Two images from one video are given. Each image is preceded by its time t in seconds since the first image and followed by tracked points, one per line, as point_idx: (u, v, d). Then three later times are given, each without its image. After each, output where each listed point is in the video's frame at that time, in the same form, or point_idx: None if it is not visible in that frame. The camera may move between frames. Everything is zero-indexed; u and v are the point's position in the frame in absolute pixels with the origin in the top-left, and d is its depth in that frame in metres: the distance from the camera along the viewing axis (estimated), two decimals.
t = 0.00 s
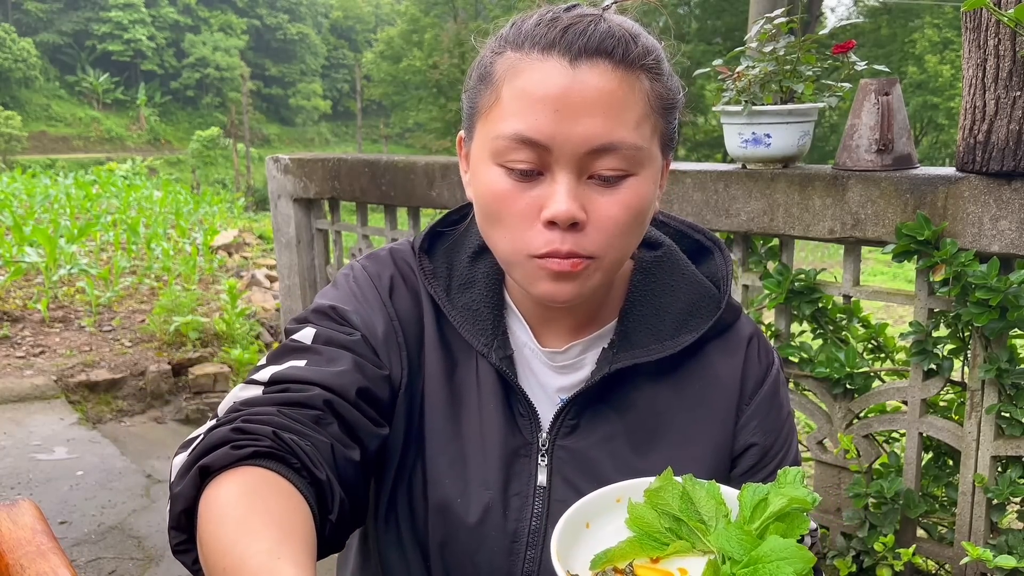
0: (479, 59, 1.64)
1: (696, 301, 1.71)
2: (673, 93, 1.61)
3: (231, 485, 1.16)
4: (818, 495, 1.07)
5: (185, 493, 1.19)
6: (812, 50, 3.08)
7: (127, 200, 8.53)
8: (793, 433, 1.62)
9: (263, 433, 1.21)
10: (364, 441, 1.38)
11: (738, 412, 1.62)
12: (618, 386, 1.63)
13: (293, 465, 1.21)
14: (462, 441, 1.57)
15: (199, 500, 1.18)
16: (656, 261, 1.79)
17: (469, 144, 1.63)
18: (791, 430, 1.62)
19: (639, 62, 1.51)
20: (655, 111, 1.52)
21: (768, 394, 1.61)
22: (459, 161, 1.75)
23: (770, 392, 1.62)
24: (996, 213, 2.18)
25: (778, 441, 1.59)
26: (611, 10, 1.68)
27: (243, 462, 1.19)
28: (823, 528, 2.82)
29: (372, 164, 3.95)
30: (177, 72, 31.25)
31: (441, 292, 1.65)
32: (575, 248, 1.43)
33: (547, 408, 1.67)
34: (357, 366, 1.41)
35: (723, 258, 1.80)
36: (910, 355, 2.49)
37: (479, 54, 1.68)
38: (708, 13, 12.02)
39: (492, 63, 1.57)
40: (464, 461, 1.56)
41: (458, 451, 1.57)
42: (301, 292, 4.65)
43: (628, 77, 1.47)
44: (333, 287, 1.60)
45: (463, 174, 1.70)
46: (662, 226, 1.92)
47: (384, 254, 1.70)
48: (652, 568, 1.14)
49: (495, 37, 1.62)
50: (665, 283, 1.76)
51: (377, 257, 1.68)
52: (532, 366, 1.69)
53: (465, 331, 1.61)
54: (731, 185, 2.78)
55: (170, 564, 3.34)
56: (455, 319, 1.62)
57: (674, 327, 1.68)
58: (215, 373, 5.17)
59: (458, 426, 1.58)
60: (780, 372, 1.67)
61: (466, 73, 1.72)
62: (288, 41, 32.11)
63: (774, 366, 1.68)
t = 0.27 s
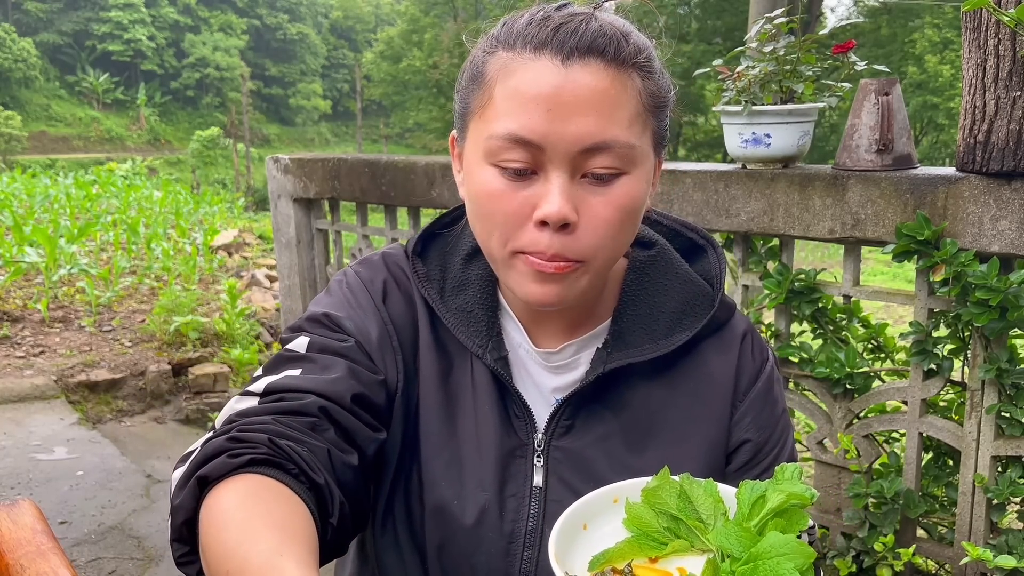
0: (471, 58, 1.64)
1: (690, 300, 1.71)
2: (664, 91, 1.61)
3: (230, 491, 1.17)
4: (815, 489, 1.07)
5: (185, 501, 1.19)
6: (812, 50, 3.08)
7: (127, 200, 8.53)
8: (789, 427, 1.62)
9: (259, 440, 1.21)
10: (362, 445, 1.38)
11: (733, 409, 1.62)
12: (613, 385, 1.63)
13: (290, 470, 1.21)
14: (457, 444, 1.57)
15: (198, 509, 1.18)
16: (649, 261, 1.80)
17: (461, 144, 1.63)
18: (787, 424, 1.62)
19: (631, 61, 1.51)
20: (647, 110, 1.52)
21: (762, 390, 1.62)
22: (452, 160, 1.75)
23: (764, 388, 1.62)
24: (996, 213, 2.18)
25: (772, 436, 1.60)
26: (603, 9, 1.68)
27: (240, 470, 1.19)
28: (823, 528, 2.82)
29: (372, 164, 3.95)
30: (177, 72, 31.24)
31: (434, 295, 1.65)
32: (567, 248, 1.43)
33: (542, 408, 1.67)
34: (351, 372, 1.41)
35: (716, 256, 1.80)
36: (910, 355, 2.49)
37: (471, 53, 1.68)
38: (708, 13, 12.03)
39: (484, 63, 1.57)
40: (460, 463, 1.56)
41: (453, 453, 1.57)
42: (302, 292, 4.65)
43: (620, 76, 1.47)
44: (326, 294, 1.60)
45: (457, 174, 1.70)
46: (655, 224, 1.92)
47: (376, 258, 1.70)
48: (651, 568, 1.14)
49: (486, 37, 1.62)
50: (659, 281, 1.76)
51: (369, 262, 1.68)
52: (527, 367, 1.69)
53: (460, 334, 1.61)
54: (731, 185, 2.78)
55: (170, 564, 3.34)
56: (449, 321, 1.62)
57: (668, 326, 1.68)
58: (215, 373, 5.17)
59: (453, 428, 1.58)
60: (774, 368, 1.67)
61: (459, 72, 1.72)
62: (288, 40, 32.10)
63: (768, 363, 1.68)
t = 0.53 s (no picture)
0: (466, 57, 1.64)
1: (684, 297, 1.72)
2: (659, 91, 1.61)
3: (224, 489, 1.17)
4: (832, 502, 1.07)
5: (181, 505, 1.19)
6: (812, 50, 3.08)
7: (127, 200, 8.53)
8: (783, 420, 1.63)
9: (253, 441, 1.21)
10: (358, 447, 1.38)
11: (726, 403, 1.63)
12: (608, 382, 1.63)
13: (285, 471, 1.21)
14: (453, 443, 1.57)
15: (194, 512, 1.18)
16: (643, 258, 1.79)
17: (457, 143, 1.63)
18: (780, 417, 1.62)
19: (626, 61, 1.51)
20: (641, 109, 1.52)
21: (755, 384, 1.63)
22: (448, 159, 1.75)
23: (757, 382, 1.63)
24: (996, 213, 2.18)
25: (766, 429, 1.60)
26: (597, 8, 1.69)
27: (235, 470, 1.19)
28: (823, 528, 2.82)
29: (372, 164, 3.95)
30: (177, 72, 31.24)
31: (430, 295, 1.65)
32: (562, 247, 1.43)
33: (538, 407, 1.67)
34: (346, 374, 1.42)
35: (709, 254, 1.81)
36: (910, 355, 2.49)
37: (467, 52, 1.68)
38: (708, 13, 12.03)
39: (480, 62, 1.57)
40: (456, 463, 1.56)
41: (449, 453, 1.57)
42: (302, 292, 4.65)
43: (615, 77, 1.47)
44: (321, 296, 1.61)
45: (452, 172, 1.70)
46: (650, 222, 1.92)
47: (371, 261, 1.70)
48: (655, 561, 1.15)
49: (482, 36, 1.62)
50: (652, 279, 1.76)
51: (364, 265, 1.68)
52: (523, 367, 1.69)
53: (455, 334, 1.61)
54: (731, 185, 2.78)
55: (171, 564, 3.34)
56: (444, 322, 1.62)
57: (662, 324, 1.68)
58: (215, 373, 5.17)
59: (449, 428, 1.58)
60: (767, 363, 1.68)
61: (454, 72, 1.72)
62: (288, 40, 32.09)
63: (762, 357, 1.69)
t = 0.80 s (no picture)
0: (467, 54, 1.64)
1: (679, 293, 1.72)
2: (658, 89, 1.60)
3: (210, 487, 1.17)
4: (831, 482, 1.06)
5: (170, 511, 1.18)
6: (812, 51, 3.08)
7: (127, 200, 8.53)
8: (780, 411, 1.62)
9: (244, 439, 1.22)
10: (351, 444, 1.38)
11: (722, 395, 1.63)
12: (603, 377, 1.63)
13: (276, 468, 1.21)
14: (451, 441, 1.58)
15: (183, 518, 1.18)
16: (638, 254, 1.79)
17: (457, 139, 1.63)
18: (777, 408, 1.62)
19: (625, 59, 1.51)
20: (639, 108, 1.52)
21: (751, 375, 1.63)
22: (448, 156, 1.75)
23: (753, 373, 1.63)
24: (996, 213, 2.18)
25: (762, 419, 1.60)
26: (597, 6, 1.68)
27: (225, 467, 1.19)
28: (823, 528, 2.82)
29: (372, 164, 3.95)
30: (177, 72, 31.24)
31: (428, 294, 1.65)
32: (559, 242, 1.43)
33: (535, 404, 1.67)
34: (340, 373, 1.41)
35: (704, 250, 1.81)
36: (910, 355, 2.49)
37: (468, 49, 1.68)
38: (708, 13, 12.03)
39: (480, 59, 1.57)
40: (454, 460, 1.56)
41: (448, 450, 1.57)
42: (302, 292, 4.65)
43: (614, 75, 1.47)
44: (317, 297, 1.60)
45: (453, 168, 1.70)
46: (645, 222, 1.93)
47: (369, 260, 1.70)
48: (652, 553, 1.16)
49: (483, 33, 1.62)
50: (647, 274, 1.76)
51: (361, 265, 1.68)
52: (521, 364, 1.70)
53: (453, 332, 1.62)
54: (731, 185, 2.78)
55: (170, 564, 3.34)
56: (443, 320, 1.62)
57: (658, 318, 1.68)
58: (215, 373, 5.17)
59: (447, 425, 1.58)
60: (763, 354, 1.68)
61: (456, 68, 1.72)
62: (288, 41, 32.08)
63: (758, 349, 1.69)
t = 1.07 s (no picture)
0: (473, 50, 1.65)
1: (677, 288, 1.73)
2: (660, 86, 1.61)
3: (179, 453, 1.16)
4: (827, 487, 1.07)
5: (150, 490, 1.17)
6: (812, 50, 3.08)
7: (127, 200, 8.53)
8: (778, 401, 1.61)
9: (230, 405, 1.22)
10: (339, 426, 1.39)
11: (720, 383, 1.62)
12: (601, 369, 1.64)
13: (259, 433, 1.20)
14: (451, 433, 1.58)
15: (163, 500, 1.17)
16: (636, 251, 1.80)
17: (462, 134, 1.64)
18: (775, 396, 1.61)
19: (628, 55, 1.52)
20: (642, 104, 1.52)
21: (747, 363, 1.63)
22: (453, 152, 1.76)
23: (749, 362, 1.63)
24: (995, 213, 2.18)
25: (759, 407, 1.60)
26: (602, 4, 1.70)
27: (209, 428, 1.18)
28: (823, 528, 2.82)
29: (372, 164, 3.96)
30: (177, 72, 31.24)
31: (429, 287, 1.65)
32: (560, 236, 1.43)
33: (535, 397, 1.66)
34: (335, 359, 1.43)
35: (702, 246, 1.82)
36: (910, 355, 2.49)
37: (473, 45, 1.69)
38: (708, 13, 12.03)
39: (485, 54, 1.58)
40: (455, 452, 1.56)
41: (448, 443, 1.57)
42: (301, 292, 4.65)
43: (617, 70, 1.47)
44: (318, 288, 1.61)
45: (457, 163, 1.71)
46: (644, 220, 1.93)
47: (371, 255, 1.71)
48: (635, 555, 1.19)
49: (489, 29, 1.63)
50: (646, 270, 1.77)
51: (363, 259, 1.69)
52: (521, 358, 1.69)
53: (454, 324, 1.62)
54: (731, 185, 2.78)
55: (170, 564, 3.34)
56: (444, 313, 1.63)
57: (656, 312, 1.69)
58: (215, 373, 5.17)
59: (448, 418, 1.58)
60: (760, 344, 1.68)
61: (461, 65, 1.73)
62: (288, 40, 32.07)
63: (755, 340, 1.69)
